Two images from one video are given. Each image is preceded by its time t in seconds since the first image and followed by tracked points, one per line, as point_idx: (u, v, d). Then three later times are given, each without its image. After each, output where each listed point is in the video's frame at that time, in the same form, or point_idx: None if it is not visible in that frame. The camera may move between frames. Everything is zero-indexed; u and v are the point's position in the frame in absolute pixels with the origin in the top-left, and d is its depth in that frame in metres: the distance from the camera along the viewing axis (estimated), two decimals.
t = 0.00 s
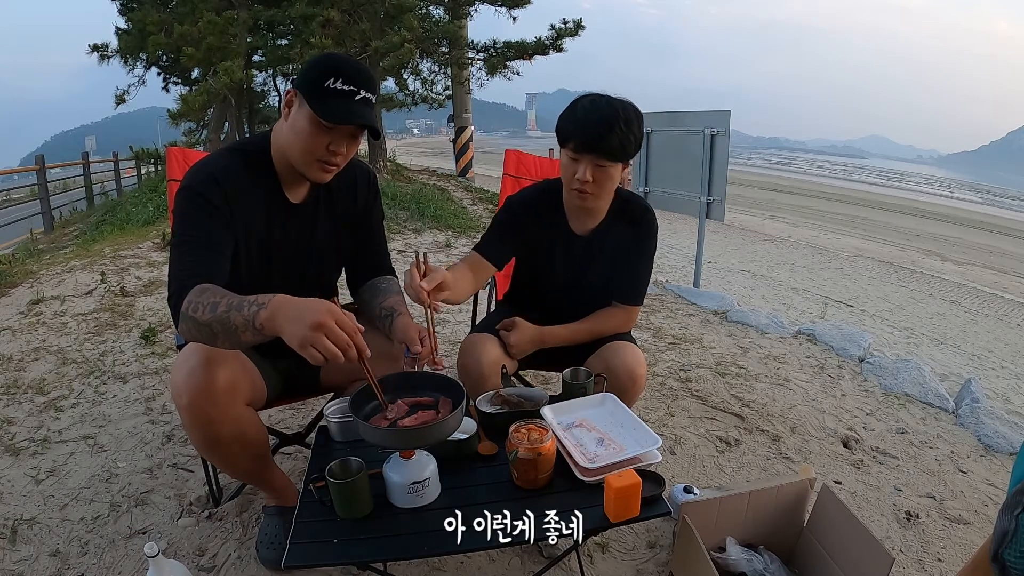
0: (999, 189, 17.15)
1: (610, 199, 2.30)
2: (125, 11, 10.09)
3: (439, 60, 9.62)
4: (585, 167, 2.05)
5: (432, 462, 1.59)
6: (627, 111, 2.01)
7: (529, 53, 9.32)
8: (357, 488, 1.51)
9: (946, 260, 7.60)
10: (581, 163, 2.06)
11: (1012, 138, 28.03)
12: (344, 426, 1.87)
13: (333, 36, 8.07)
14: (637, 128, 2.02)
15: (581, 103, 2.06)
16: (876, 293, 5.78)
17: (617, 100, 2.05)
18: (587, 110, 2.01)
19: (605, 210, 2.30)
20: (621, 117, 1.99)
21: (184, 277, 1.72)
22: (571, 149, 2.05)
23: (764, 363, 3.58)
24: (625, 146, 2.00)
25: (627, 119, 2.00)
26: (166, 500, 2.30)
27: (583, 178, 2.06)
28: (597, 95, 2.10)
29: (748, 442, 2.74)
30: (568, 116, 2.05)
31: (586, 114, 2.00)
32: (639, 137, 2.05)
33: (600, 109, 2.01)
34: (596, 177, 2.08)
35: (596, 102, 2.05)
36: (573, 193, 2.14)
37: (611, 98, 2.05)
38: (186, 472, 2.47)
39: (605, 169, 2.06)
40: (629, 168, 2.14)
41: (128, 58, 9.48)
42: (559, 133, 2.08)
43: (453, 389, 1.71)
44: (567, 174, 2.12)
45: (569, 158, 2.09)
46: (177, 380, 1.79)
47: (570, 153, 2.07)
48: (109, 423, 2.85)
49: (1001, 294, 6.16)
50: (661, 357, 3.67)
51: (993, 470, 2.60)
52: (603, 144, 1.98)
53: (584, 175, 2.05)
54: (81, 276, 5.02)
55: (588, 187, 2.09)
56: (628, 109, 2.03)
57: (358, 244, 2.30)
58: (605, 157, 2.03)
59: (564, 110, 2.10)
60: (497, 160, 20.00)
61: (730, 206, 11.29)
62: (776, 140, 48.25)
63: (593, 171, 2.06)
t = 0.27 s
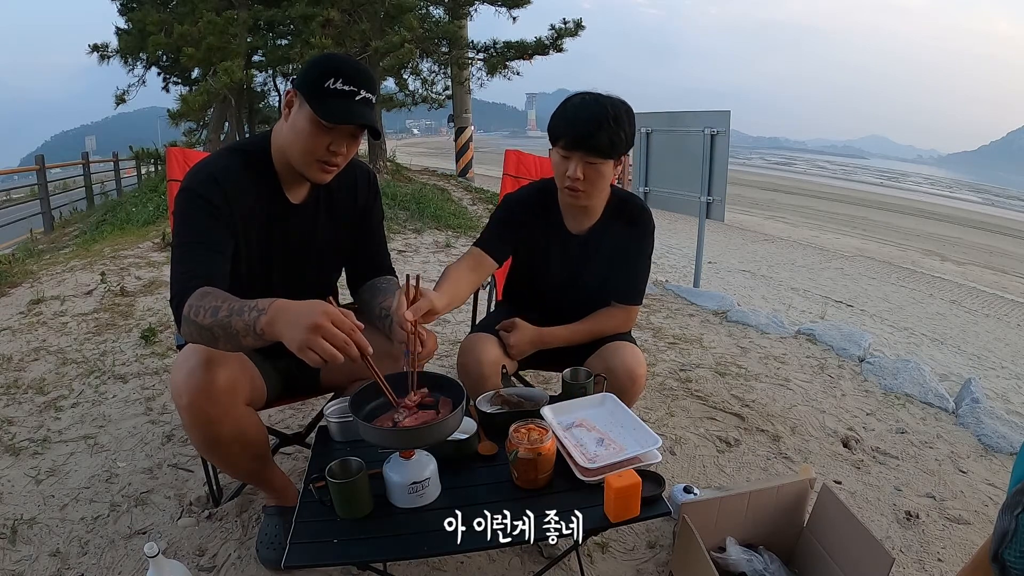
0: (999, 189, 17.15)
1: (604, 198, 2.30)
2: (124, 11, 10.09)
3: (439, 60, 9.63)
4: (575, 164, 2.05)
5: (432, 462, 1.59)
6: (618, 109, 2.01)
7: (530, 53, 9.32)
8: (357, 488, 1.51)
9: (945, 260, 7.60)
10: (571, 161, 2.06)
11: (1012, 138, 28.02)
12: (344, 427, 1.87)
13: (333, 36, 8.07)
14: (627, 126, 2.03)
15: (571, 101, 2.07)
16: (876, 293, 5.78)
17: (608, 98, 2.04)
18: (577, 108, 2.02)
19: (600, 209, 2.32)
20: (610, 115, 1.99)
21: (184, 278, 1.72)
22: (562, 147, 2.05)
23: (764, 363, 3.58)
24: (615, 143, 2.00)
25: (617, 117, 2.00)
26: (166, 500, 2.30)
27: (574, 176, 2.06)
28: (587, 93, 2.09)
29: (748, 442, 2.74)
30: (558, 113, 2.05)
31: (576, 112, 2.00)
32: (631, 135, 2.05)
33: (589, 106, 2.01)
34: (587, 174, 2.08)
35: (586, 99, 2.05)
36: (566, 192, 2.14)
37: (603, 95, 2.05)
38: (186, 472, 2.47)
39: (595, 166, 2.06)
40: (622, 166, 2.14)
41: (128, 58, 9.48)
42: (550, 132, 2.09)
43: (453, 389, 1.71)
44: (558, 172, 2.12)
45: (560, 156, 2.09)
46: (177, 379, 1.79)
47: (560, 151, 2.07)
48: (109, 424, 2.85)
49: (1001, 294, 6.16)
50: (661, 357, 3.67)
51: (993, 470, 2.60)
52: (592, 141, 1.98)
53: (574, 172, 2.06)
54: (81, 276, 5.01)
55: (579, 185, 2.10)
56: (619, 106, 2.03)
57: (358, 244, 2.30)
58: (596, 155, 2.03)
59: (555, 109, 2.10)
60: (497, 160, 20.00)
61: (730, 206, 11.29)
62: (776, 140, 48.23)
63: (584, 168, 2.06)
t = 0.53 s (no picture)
0: (1000, 188, 17.15)
1: (604, 199, 2.30)
2: (124, 11, 10.09)
3: (439, 60, 9.63)
4: (574, 166, 2.05)
5: (432, 462, 1.59)
6: (618, 111, 2.01)
7: (530, 53, 9.32)
8: (357, 488, 1.51)
9: (945, 260, 7.60)
10: (571, 163, 2.06)
11: (1012, 138, 28.02)
12: (344, 427, 1.87)
13: (333, 36, 8.07)
14: (627, 127, 2.03)
15: (571, 102, 2.07)
16: (876, 293, 5.78)
17: (607, 99, 2.05)
18: (577, 110, 2.02)
19: (600, 210, 2.33)
20: (610, 116, 1.99)
21: (184, 280, 1.72)
22: (562, 148, 2.05)
23: (764, 363, 3.58)
24: (614, 144, 2.00)
25: (617, 119, 2.00)
26: (166, 500, 2.30)
27: (574, 177, 2.06)
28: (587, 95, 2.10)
29: (748, 442, 2.74)
30: (558, 115, 2.06)
31: (575, 113, 2.01)
32: (631, 136, 2.06)
33: (589, 108, 2.01)
34: (586, 176, 2.08)
35: (585, 101, 2.05)
36: (566, 193, 2.14)
37: (604, 96, 2.05)
38: (186, 472, 2.47)
39: (595, 168, 2.06)
40: (622, 167, 2.14)
41: (128, 58, 9.49)
42: (549, 134, 2.09)
43: (452, 389, 1.71)
44: (558, 173, 2.12)
45: (560, 157, 2.09)
46: (177, 380, 1.79)
47: (560, 153, 2.07)
48: (109, 423, 2.85)
49: (1001, 294, 6.16)
50: (661, 357, 3.67)
51: (993, 470, 2.60)
52: (591, 143, 1.98)
53: (574, 174, 2.05)
54: (81, 276, 5.02)
55: (579, 186, 2.10)
56: (619, 107, 2.03)
57: (357, 244, 2.30)
58: (595, 156, 2.03)
59: (555, 111, 2.11)
60: (497, 160, 20.01)
61: (730, 206, 11.29)
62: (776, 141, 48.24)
63: (584, 170, 2.06)
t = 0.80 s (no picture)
0: (1000, 188, 17.14)
1: (604, 199, 2.31)
2: (124, 11, 10.09)
3: (439, 60, 9.63)
4: (574, 166, 2.05)
5: (432, 462, 1.59)
6: (618, 111, 2.01)
7: (530, 53, 9.32)
8: (356, 488, 1.51)
9: (945, 260, 7.60)
10: (572, 163, 2.06)
11: (1012, 138, 28.02)
12: (343, 427, 1.87)
13: (333, 36, 8.07)
14: (627, 127, 2.03)
15: (574, 101, 2.06)
16: (876, 293, 5.78)
17: (608, 99, 2.04)
18: (576, 110, 2.02)
19: (600, 210, 2.33)
20: (611, 116, 1.99)
21: (183, 282, 1.72)
22: (562, 148, 2.05)
23: (764, 363, 3.58)
24: (615, 144, 2.00)
25: (617, 119, 2.00)
26: (166, 500, 2.30)
27: (574, 177, 2.06)
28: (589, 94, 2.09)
29: (748, 442, 2.74)
30: (558, 114, 2.06)
31: (576, 113, 2.01)
32: (631, 136, 2.06)
33: (589, 108, 2.01)
34: (586, 176, 2.08)
35: (585, 100, 2.05)
36: (567, 193, 2.14)
37: (604, 96, 2.05)
38: (186, 472, 2.47)
39: (595, 168, 2.06)
40: (622, 167, 2.14)
41: (128, 58, 9.48)
42: (550, 132, 2.09)
43: (452, 389, 1.71)
44: (558, 172, 2.12)
45: (560, 157, 2.09)
46: (177, 380, 1.79)
47: (560, 152, 2.07)
48: (109, 423, 2.85)
49: (1001, 294, 6.16)
50: (661, 357, 3.67)
51: (993, 470, 2.60)
52: (591, 143, 1.98)
53: (574, 174, 2.06)
54: (81, 276, 5.01)
55: (579, 186, 2.09)
56: (620, 108, 2.03)
57: (357, 244, 2.30)
58: (596, 156, 2.03)
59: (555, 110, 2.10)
60: (497, 160, 20.01)
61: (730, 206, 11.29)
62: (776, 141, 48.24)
63: (584, 170, 2.06)
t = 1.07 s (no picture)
0: (1000, 188, 17.14)
1: (603, 198, 2.31)
2: (124, 11, 10.09)
3: (439, 60, 9.63)
4: (574, 166, 2.05)
5: (432, 462, 1.59)
6: (618, 110, 2.01)
7: (529, 53, 9.33)
8: (356, 488, 1.51)
9: (945, 260, 7.60)
10: (572, 162, 2.06)
11: (1012, 138, 28.01)
12: (343, 427, 1.87)
13: (333, 36, 8.07)
14: (626, 126, 2.03)
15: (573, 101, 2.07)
16: (876, 293, 5.78)
17: (606, 98, 2.05)
18: (576, 109, 2.02)
19: (600, 209, 2.33)
20: (611, 116, 1.99)
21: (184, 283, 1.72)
22: (562, 148, 2.05)
23: (764, 363, 3.58)
24: (615, 144, 2.00)
25: (617, 117, 2.00)
26: (166, 500, 2.30)
27: (574, 177, 2.06)
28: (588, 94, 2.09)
29: (748, 442, 2.74)
30: (559, 114, 2.06)
31: (576, 112, 2.01)
32: (631, 133, 2.06)
33: (589, 107, 2.01)
34: (586, 176, 2.08)
35: (584, 100, 2.05)
36: (567, 192, 2.14)
37: (604, 96, 2.05)
38: (186, 472, 2.47)
39: (595, 168, 2.06)
40: (623, 166, 2.14)
41: (128, 58, 9.49)
42: (551, 132, 2.09)
43: (452, 389, 1.71)
44: (559, 172, 2.12)
45: (560, 157, 2.09)
46: (176, 380, 1.79)
47: (561, 152, 2.07)
48: (109, 423, 2.85)
49: (1001, 294, 6.16)
50: (661, 357, 3.67)
51: (993, 470, 2.60)
52: (592, 142, 1.98)
53: (575, 174, 2.06)
54: (81, 276, 5.01)
55: (579, 186, 2.10)
56: (620, 107, 2.03)
57: (357, 244, 2.30)
58: (597, 155, 2.03)
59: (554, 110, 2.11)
60: (497, 160, 20.02)
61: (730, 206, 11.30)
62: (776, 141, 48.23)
63: (585, 170, 2.06)
